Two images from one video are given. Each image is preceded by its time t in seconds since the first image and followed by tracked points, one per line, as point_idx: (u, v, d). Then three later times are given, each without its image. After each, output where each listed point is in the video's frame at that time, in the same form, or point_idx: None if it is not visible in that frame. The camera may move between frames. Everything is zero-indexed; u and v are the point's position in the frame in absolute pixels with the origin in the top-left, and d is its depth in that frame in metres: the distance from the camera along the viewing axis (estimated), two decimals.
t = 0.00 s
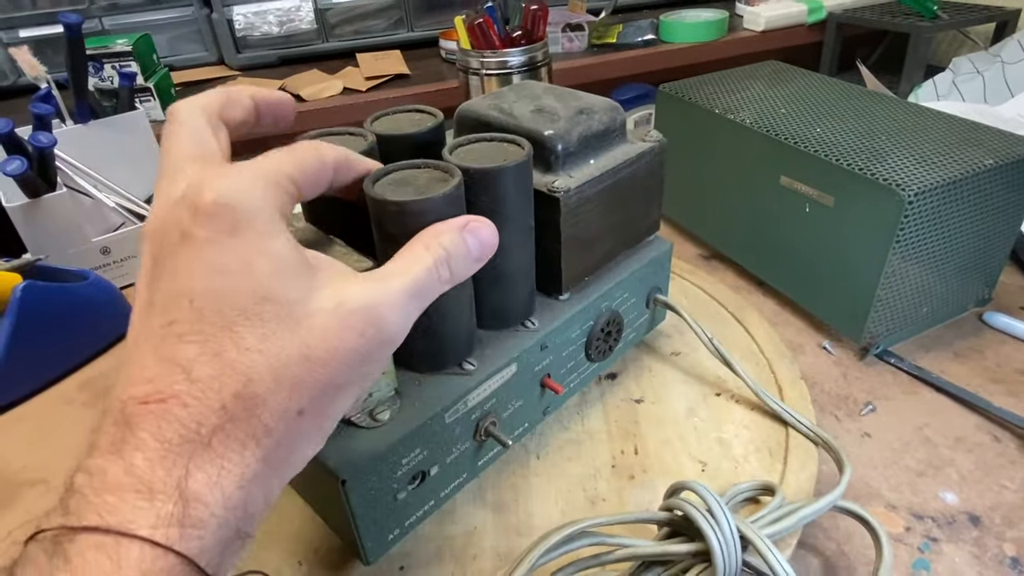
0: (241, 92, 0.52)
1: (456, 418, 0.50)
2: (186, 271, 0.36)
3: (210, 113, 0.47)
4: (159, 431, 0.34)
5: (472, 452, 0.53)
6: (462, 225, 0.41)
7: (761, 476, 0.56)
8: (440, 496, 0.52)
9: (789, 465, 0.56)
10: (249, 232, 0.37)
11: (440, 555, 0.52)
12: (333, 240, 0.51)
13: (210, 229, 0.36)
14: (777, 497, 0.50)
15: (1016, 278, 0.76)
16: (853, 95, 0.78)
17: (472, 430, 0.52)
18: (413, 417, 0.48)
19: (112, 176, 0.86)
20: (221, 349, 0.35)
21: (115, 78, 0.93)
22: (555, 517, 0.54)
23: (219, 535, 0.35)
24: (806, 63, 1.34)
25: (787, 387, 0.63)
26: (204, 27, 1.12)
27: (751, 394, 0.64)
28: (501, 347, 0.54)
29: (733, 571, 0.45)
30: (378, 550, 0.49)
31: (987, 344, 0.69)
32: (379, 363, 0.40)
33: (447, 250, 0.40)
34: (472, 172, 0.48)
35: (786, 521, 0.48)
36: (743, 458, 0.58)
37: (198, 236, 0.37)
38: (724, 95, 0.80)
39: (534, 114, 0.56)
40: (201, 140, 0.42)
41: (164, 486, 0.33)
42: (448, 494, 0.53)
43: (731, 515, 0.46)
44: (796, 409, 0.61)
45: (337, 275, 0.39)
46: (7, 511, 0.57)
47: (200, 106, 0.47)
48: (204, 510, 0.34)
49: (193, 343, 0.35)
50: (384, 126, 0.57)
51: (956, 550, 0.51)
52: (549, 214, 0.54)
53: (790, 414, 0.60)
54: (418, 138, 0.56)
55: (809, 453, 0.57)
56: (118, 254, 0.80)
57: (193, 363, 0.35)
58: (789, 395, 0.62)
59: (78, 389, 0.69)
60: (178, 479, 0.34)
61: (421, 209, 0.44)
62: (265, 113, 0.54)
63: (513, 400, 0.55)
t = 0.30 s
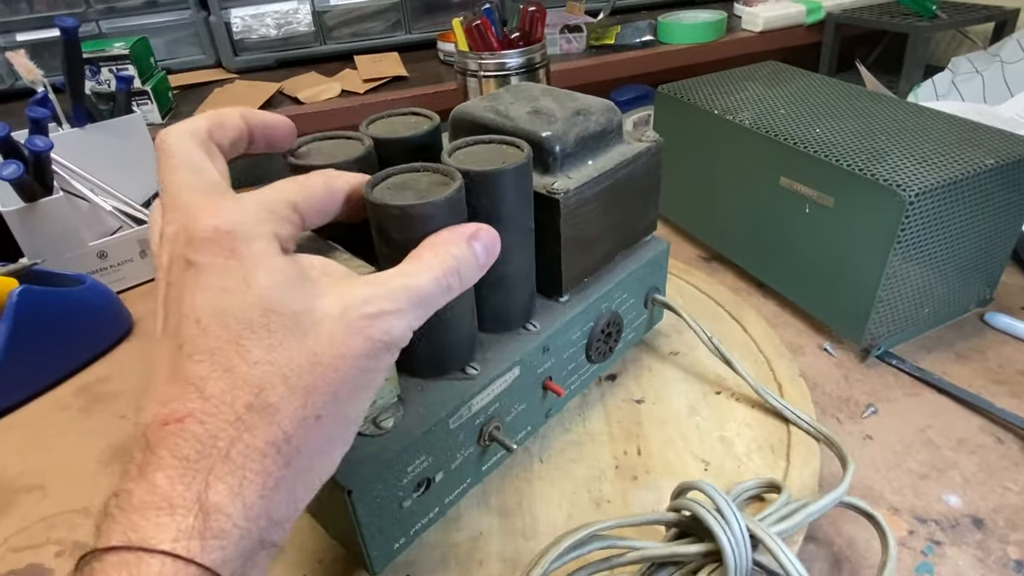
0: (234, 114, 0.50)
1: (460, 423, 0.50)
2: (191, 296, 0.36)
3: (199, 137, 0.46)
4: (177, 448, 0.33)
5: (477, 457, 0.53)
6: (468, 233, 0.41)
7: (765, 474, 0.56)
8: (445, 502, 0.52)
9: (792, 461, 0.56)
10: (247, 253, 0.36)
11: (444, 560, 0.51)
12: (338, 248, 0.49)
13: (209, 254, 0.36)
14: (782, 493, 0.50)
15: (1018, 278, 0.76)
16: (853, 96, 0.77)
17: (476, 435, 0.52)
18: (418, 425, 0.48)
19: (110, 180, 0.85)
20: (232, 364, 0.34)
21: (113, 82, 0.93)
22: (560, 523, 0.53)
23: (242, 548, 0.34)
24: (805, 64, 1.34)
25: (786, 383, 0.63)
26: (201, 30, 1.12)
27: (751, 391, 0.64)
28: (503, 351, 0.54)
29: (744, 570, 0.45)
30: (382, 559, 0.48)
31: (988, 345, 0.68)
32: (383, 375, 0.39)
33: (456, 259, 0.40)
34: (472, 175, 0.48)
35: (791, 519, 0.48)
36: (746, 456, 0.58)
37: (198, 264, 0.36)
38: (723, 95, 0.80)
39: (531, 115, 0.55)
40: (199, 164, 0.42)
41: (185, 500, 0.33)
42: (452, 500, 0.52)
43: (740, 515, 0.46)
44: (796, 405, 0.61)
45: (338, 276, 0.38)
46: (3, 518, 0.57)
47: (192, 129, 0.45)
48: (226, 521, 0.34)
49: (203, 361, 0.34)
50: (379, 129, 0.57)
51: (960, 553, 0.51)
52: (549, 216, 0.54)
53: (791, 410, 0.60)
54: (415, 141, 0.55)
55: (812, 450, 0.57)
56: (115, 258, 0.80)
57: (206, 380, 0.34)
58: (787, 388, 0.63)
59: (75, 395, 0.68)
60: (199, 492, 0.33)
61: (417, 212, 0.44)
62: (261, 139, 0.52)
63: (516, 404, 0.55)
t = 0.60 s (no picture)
0: (244, 133, 0.51)
1: (496, 433, 0.49)
2: (247, 338, 0.35)
3: (215, 163, 0.47)
4: (258, 506, 0.33)
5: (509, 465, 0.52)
6: (500, 270, 0.43)
7: (773, 442, 0.58)
8: (484, 515, 0.51)
9: (793, 426, 0.59)
10: (307, 293, 0.36)
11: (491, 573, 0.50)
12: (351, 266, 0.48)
13: (264, 295, 0.36)
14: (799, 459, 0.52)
15: (1019, 283, 0.76)
16: (853, 100, 0.77)
17: (508, 443, 0.51)
18: (459, 437, 0.46)
19: (108, 188, 0.85)
20: (306, 412, 0.34)
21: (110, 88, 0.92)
22: (602, 526, 0.53)
23: None
24: (804, 66, 1.34)
25: (774, 364, 0.66)
26: (199, 35, 1.11)
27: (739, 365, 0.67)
28: (523, 355, 0.53)
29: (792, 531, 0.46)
30: None
31: (989, 350, 0.68)
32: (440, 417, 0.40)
33: (491, 299, 0.42)
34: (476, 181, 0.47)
35: (813, 480, 0.50)
36: (751, 429, 0.60)
37: (252, 304, 0.36)
38: (722, 100, 0.79)
39: (519, 120, 0.56)
40: (222, 199, 0.44)
41: (277, 564, 0.32)
42: (490, 513, 0.51)
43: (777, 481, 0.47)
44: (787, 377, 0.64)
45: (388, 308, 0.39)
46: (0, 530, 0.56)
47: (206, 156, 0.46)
48: None
49: (274, 412, 0.34)
50: (367, 145, 0.56)
51: (963, 562, 0.50)
52: (553, 218, 0.54)
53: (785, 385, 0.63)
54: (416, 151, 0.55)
55: (807, 414, 0.60)
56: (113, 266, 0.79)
57: (281, 431, 0.34)
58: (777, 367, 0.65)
59: (72, 404, 0.68)
60: (292, 555, 0.33)
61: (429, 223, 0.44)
62: (271, 157, 0.53)
63: (539, 407, 0.54)
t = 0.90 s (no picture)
0: (253, 141, 0.52)
1: (499, 430, 0.50)
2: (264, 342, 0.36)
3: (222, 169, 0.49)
4: (274, 503, 0.34)
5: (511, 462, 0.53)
6: (500, 278, 0.45)
7: (765, 433, 0.60)
8: (488, 512, 0.52)
9: (785, 417, 0.60)
10: (318, 298, 0.37)
11: (496, 570, 0.51)
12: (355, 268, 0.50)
13: (276, 300, 0.37)
14: (792, 449, 0.53)
15: (1009, 283, 0.77)
16: (845, 103, 0.78)
17: (511, 440, 0.52)
18: (463, 434, 0.47)
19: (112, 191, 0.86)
20: (320, 411, 0.35)
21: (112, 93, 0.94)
22: (603, 520, 0.54)
23: None
24: (799, 68, 1.35)
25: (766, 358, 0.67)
26: (200, 40, 1.12)
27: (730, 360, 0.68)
28: (523, 353, 0.54)
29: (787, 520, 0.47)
30: None
31: (980, 349, 0.69)
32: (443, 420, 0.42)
33: (497, 303, 0.44)
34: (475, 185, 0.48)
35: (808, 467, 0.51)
36: (745, 421, 0.61)
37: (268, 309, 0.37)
38: (717, 104, 0.81)
39: (514, 124, 0.57)
40: (237, 208, 0.47)
41: (292, 559, 0.33)
42: (493, 510, 0.52)
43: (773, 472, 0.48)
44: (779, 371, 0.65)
45: (399, 313, 0.40)
46: (8, 528, 0.57)
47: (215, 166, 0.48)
48: None
49: (288, 410, 0.35)
50: (366, 150, 0.57)
51: (951, 556, 0.52)
52: (550, 221, 0.55)
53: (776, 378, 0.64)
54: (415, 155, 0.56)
55: (799, 404, 0.61)
56: (117, 269, 0.81)
57: (294, 430, 0.35)
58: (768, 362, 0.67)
59: (77, 405, 0.69)
60: (308, 550, 0.34)
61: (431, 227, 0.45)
62: (279, 164, 0.53)
63: (539, 404, 0.55)
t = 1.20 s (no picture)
0: (233, 140, 0.55)
1: (459, 431, 0.51)
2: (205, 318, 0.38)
3: (198, 163, 0.50)
4: (185, 466, 0.35)
5: (476, 463, 0.54)
6: (465, 281, 0.46)
7: (752, 469, 0.58)
8: (446, 508, 0.53)
9: (777, 456, 0.58)
10: (256, 281, 0.39)
11: (447, 563, 0.53)
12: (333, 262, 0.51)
13: (218, 284, 0.39)
14: (770, 487, 0.52)
15: (1000, 282, 0.78)
16: (838, 106, 0.79)
17: (475, 442, 0.53)
18: (418, 430, 0.49)
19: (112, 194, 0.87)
20: (240, 385, 0.37)
21: (112, 97, 0.95)
22: (557, 525, 0.55)
23: (246, 558, 0.36)
24: (795, 70, 1.36)
25: (771, 384, 0.65)
26: (199, 44, 1.13)
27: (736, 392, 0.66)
28: (498, 359, 0.55)
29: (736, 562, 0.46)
30: (388, 567, 0.49)
31: (971, 348, 0.70)
32: (378, 407, 0.42)
33: (457, 305, 0.45)
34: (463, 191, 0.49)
35: (782, 508, 0.50)
36: (734, 453, 0.60)
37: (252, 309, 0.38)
38: (711, 106, 0.82)
39: (519, 131, 0.58)
40: (205, 200, 0.47)
41: (193, 518, 0.35)
42: (453, 508, 0.54)
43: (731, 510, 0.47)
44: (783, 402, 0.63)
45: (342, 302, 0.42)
46: (10, 528, 0.58)
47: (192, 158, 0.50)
48: (232, 537, 0.35)
49: (212, 382, 0.37)
50: (371, 149, 0.59)
51: (940, 552, 0.52)
52: (539, 228, 0.56)
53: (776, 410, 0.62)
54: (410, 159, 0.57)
55: (796, 444, 0.59)
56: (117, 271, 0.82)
57: (215, 401, 0.36)
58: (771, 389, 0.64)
59: (78, 406, 0.70)
60: (207, 510, 0.35)
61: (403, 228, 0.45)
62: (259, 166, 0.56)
63: (513, 410, 0.56)
